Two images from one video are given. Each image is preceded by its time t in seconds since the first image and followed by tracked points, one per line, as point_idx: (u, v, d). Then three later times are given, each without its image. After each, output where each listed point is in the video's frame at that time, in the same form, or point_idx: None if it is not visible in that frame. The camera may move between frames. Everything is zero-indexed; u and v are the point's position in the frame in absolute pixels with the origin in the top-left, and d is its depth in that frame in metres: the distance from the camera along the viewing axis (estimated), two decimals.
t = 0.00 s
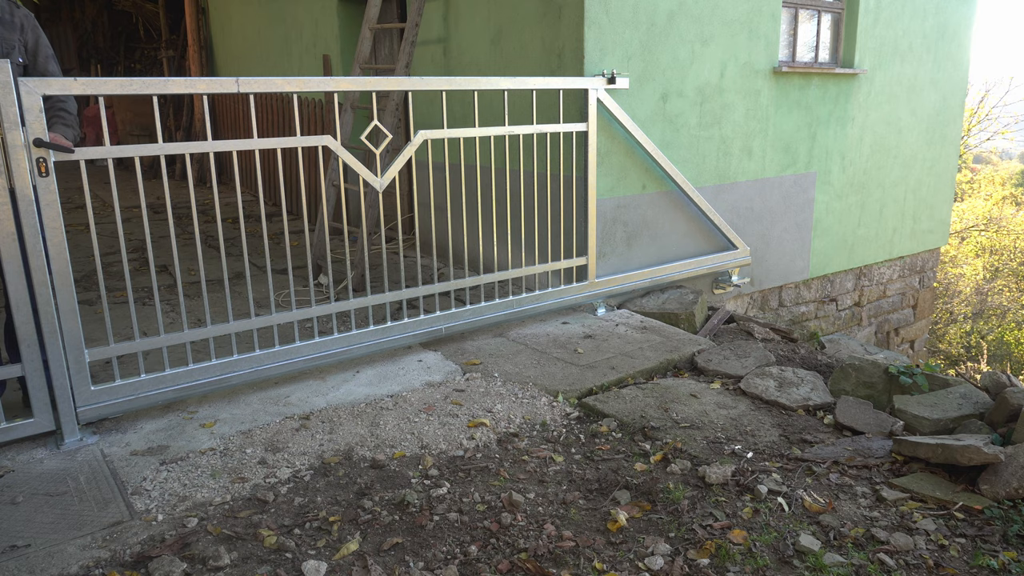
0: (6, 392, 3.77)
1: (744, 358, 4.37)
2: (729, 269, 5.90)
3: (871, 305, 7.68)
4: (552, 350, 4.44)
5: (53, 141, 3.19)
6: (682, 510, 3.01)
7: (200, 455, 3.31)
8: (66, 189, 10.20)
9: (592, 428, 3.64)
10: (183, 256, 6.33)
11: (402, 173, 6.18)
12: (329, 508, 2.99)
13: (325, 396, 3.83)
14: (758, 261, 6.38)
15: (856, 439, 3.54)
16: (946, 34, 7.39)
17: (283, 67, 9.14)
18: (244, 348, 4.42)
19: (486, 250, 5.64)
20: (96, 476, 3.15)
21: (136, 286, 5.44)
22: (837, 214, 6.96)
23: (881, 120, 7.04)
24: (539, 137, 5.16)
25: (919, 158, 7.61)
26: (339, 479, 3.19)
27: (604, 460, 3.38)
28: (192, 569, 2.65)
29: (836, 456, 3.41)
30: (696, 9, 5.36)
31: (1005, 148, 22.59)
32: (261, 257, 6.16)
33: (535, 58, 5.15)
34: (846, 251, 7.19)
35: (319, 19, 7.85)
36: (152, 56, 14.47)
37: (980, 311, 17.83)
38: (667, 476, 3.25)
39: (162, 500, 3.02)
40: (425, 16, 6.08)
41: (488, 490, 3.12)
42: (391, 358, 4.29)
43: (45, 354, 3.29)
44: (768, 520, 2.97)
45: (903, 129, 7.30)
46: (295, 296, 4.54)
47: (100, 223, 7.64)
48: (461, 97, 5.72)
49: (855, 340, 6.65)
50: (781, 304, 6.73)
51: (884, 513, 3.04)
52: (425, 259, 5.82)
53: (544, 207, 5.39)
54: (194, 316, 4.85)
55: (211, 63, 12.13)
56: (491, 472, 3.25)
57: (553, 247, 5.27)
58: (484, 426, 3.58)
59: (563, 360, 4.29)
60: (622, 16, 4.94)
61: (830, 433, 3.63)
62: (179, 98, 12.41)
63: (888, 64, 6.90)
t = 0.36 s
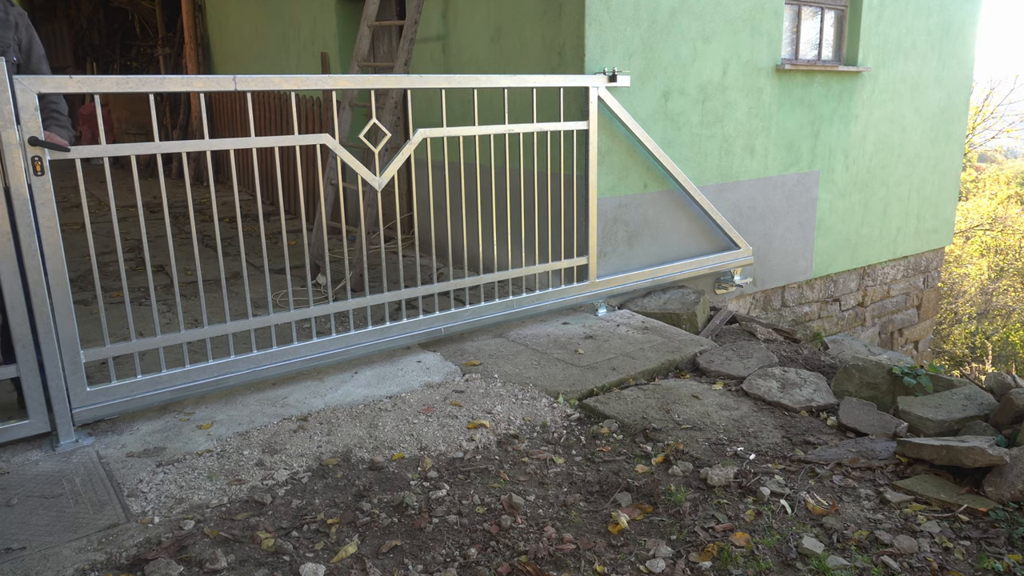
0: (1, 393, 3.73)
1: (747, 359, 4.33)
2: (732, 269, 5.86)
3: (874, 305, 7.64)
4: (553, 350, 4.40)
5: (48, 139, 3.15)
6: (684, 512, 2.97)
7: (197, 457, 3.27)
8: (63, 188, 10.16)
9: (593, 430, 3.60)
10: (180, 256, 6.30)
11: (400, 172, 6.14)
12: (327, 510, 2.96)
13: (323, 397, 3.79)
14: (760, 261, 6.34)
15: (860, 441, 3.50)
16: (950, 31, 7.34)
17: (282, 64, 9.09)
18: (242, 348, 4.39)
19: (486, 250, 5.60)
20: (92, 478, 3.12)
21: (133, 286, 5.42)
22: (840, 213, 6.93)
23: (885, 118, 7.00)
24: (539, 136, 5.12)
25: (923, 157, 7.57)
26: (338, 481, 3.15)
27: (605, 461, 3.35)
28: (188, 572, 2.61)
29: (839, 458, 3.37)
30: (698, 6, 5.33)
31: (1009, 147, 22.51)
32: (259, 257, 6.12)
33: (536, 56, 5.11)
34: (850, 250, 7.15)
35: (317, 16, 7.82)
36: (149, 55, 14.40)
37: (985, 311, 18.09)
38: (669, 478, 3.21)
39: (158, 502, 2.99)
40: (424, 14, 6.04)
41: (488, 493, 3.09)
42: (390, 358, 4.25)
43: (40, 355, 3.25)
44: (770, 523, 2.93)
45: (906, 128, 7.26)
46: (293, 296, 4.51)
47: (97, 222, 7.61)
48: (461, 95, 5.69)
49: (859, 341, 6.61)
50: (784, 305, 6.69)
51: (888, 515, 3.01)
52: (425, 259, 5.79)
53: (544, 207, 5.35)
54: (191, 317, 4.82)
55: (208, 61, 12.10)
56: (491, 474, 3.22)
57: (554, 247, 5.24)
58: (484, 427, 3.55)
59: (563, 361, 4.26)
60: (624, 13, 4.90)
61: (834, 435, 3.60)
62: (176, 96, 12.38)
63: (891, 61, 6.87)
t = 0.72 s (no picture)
0: None
1: (749, 359, 4.29)
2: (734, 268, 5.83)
3: (878, 305, 7.60)
4: (553, 351, 4.37)
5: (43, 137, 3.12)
6: (686, 515, 2.94)
7: (194, 459, 3.24)
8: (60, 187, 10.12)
9: (594, 431, 3.57)
10: (177, 256, 6.27)
11: (399, 171, 6.11)
12: (325, 512, 2.93)
13: (321, 398, 3.76)
14: (762, 261, 6.31)
15: (863, 443, 3.47)
16: (955, 28, 7.31)
17: (280, 62, 9.04)
18: (240, 349, 4.36)
19: (485, 250, 5.57)
20: (87, 480, 3.09)
21: (129, 287, 5.38)
22: (843, 213, 6.89)
23: (888, 116, 6.96)
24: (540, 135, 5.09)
25: (928, 155, 7.53)
26: (336, 483, 3.12)
27: (606, 463, 3.31)
28: None
29: (842, 460, 3.34)
30: (700, 3, 5.30)
31: (1014, 145, 22.41)
32: (257, 257, 6.09)
33: (536, 54, 5.08)
34: (853, 250, 7.12)
35: (315, 14, 7.78)
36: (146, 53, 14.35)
37: (990, 312, 17.85)
38: (671, 480, 3.18)
39: (155, 504, 2.96)
40: (423, 11, 6.01)
41: (488, 494, 3.05)
42: (390, 358, 4.22)
43: (35, 357, 3.22)
44: (773, 525, 2.90)
45: (910, 126, 7.22)
46: (291, 296, 4.48)
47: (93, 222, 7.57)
48: (460, 93, 5.65)
49: (862, 341, 6.58)
50: (786, 305, 6.65)
51: (892, 517, 2.97)
52: (424, 259, 5.75)
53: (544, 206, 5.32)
54: (188, 317, 4.79)
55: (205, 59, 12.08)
56: (490, 476, 3.19)
57: (554, 247, 5.20)
58: (484, 428, 3.51)
59: (564, 361, 4.22)
60: (625, 10, 4.87)
61: (837, 436, 3.56)
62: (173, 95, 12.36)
63: (895, 59, 6.83)
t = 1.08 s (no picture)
0: None
1: (751, 360, 4.26)
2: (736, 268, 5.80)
3: (882, 305, 7.56)
4: (554, 352, 4.33)
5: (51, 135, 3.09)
6: (688, 517, 2.91)
7: (191, 461, 3.21)
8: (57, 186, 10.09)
9: (595, 432, 3.54)
10: (175, 256, 6.23)
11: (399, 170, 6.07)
12: (323, 515, 2.90)
13: (319, 399, 3.72)
14: (765, 260, 6.28)
15: (867, 444, 3.44)
16: (959, 26, 7.27)
17: (278, 60, 9.00)
18: (238, 350, 4.33)
19: (485, 250, 5.53)
20: (83, 482, 3.05)
21: (126, 286, 5.35)
22: (846, 212, 6.86)
23: (892, 114, 6.93)
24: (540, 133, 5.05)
25: (932, 154, 7.49)
26: (334, 485, 3.09)
27: (607, 465, 3.28)
28: None
29: (846, 462, 3.30)
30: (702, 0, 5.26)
31: (1018, 144, 22.33)
32: (255, 257, 6.06)
33: (537, 51, 5.04)
34: (856, 250, 7.08)
35: (313, 11, 7.75)
36: (143, 50, 14.35)
37: (996, 312, 17.99)
38: (673, 482, 3.15)
39: (151, 506, 2.92)
40: (422, 9, 5.98)
41: (488, 497, 3.02)
42: (390, 358, 4.19)
43: (31, 358, 3.19)
44: (775, 528, 2.87)
45: (914, 124, 7.19)
46: (289, 295, 4.44)
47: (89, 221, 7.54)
48: (460, 90, 5.62)
49: (866, 342, 6.54)
50: (789, 305, 6.62)
51: (896, 520, 2.94)
52: (423, 259, 5.72)
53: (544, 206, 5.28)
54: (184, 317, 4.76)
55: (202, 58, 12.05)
56: (490, 478, 3.15)
57: (555, 247, 5.17)
58: (483, 430, 3.48)
59: (564, 362, 4.19)
60: (626, 7, 4.84)
61: (840, 438, 3.53)
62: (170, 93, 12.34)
63: (899, 56, 6.79)
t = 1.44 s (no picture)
0: None
1: (753, 361, 4.23)
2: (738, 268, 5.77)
3: (885, 306, 7.53)
4: (554, 352, 4.30)
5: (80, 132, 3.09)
6: (690, 519, 2.88)
7: (188, 462, 3.17)
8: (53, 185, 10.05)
9: (596, 434, 3.51)
10: (172, 255, 6.20)
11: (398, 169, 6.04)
12: (321, 517, 2.86)
13: (317, 400, 3.69)
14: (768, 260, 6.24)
15: (871, 446, 3.40)
16: (963, 23, 7.23)
17: (276, 57, 8.96)
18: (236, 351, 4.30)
19: (484, 250, 5.50)
20: (79, 484, 3.02)
21: (123, 287, 5.31)
22: (850, 211, 6.82)
23: (896, 113, 6.90)
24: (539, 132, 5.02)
25: (936, 153, 7.46)
26: (332, 487, 3.05)
27: (608, 467, 3.25)
28: None
29: (849, 463, 3.27)
30: None
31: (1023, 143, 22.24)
32: (253, 257, 6.02)
33: (537, 48, 5.01)
34: (860, 249, 7.05)
35: (311, 8, 7.71)
36: (140, 48, 14.30)
37: (999, 312, 17.98)
38: (674, 484, 3.11)
39: (147, 509, 2.89)
40: (421, 6, 5.94)
41: (487, 499, 2.99)
42: (390, 358, 4.16)
43: (26, 358, 3.16)
44: (778, 530, 2.84)
45: (918, 123, 7.15)
46: (287, 295, 4.41)
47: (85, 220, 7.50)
48: (460, 88, 5.59)
49: (870, 342, 6.51)
50: (792, 305, 6.58)
51: (900, 522, 2.91)
52: (422, 259, 5.69)
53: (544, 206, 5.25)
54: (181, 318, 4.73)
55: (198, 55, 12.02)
56: (490, 480, 3.12)
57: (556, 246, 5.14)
58: (483, 431, 3.45)
59: (564, 363, 4.16)
60: (627, 4, 4.81)
61: (844, 440, 3.49)
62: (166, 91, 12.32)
63: (903, 54, 6.76)
